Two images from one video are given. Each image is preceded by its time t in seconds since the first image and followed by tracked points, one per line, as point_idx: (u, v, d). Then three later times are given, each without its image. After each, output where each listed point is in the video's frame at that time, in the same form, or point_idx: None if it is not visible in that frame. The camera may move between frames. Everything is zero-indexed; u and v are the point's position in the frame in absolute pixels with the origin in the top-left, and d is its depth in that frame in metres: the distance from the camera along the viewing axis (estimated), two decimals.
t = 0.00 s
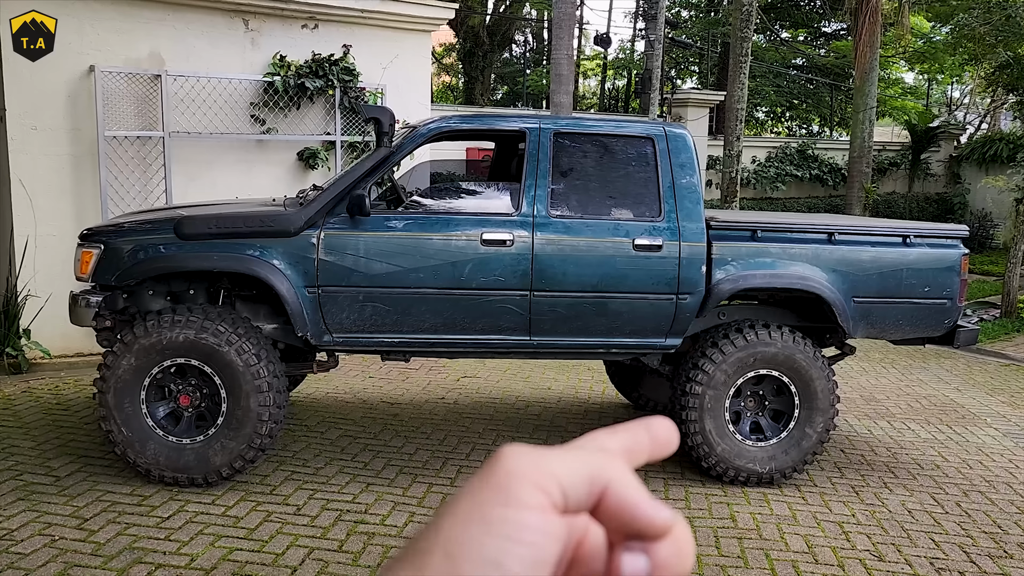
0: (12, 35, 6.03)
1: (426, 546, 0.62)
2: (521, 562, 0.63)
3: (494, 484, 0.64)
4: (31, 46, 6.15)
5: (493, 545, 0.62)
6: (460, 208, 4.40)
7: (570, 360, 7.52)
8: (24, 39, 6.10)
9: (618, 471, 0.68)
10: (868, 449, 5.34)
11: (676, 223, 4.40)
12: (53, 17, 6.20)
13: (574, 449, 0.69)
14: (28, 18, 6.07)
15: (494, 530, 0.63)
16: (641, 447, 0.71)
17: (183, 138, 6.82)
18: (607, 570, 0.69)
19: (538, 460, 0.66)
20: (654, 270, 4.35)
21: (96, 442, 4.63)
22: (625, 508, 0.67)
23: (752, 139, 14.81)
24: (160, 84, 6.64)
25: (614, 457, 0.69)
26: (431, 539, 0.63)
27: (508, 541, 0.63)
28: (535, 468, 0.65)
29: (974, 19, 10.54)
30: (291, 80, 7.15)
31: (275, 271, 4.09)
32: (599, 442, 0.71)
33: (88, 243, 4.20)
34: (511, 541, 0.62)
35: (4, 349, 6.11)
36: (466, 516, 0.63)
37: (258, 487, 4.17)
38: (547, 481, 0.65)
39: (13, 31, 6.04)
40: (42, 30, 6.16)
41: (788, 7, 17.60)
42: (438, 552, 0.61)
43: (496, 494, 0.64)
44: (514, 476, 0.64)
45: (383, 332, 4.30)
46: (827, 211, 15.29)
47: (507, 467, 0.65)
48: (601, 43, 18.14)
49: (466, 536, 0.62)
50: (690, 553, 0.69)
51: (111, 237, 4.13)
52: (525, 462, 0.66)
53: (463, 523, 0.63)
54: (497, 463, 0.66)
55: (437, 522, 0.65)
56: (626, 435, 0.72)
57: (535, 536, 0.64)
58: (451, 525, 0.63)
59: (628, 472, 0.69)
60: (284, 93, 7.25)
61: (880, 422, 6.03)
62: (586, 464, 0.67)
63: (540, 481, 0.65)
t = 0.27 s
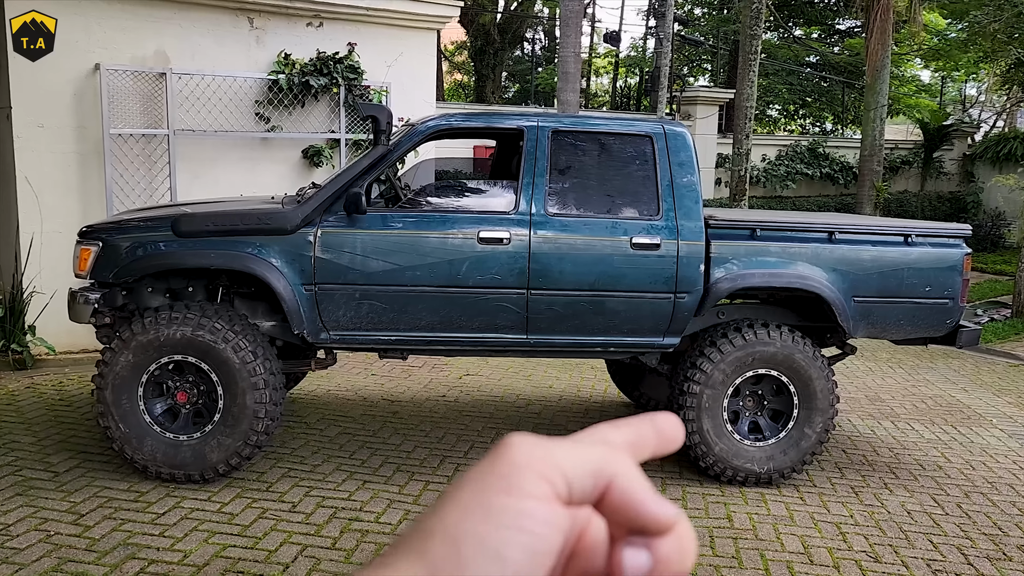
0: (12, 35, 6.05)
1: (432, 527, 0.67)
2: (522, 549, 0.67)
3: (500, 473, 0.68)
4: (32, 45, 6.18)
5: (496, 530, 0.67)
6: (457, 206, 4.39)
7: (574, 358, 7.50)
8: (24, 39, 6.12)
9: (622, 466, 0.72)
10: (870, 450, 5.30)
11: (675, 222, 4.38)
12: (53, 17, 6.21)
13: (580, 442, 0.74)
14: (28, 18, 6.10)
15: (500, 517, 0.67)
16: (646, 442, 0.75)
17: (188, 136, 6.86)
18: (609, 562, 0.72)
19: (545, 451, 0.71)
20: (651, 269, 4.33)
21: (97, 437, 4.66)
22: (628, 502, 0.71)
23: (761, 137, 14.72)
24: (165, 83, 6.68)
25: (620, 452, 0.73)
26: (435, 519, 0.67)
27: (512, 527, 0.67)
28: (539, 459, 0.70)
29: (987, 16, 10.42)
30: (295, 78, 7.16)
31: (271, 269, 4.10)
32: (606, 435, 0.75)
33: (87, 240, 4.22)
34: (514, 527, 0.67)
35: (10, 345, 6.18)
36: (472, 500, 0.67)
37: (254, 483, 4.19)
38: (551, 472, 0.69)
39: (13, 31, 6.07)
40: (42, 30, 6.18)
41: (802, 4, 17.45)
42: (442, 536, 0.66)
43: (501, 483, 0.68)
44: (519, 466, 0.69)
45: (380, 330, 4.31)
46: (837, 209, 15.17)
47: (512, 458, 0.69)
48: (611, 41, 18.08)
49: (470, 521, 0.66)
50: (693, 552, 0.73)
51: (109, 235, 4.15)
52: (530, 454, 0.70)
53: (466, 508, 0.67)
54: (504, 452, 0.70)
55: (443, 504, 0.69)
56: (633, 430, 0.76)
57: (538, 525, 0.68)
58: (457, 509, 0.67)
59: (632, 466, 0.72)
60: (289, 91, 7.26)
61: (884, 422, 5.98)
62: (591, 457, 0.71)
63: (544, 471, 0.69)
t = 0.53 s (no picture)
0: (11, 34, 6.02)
1: (495, 501, 0.74)
2: (580, 527, 0.74)
3: (560, 457, 0.75)
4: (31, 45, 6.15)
5: (557, 508, 0.73)
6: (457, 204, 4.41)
7: (580, 358, 7.49)
8: (24, 39, 6.09)
9: (676, 450, 0.77)
10: (874, 451, 5.25)
11: (674, 221, 4.37)
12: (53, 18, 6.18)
13: (634, 426, 0.79)
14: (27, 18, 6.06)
15: (560, 497, 0.73)
16: (690, 425, 0.81)
17: (197, 135, 6.93)
18: (657, 547, 0.77)
19: (603, 436, 0.77)
20: (650, 267, 4.32)
21: (102, 431, 4.73)
22: (681, 487, 0.76)
23: (776, 136, 14.61)
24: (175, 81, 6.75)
25: (674, 439, 0.78)
26: (499, 495, 0.74)
27: (570, 507, 0.73)
28: (596, 441, 0.76)
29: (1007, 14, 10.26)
30: (304, 77, 7.19)
31: (271, 266, 4.14)
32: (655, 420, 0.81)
33: (91, 237, 4.28)
34: (574, 505, 0.73)
35: (21, 340, 6.29)
36: (533, 482, 0.74)
37: (254, 478, 4.23)
38: (608, 456, 0.75)
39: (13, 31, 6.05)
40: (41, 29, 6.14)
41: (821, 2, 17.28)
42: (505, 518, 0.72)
43: (561, 466, 0.74)
44: (578, 448, 0.75)
45: (378, 327, 4.33)
46: (853, 209, 15.02)
47: (571, 440, 0.76)
48: (627, 40, 18.00)
49: (531, 501, 0.73)
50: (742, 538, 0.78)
51: (113, 231, 4.21)
52: (588, 437, 0.76)
53: (529, 486, 0.74)
54: (563, 435, 0.77)
55: (506, 479, 0.76)
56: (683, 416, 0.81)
57: (595, 506, 0.75)
58: (519, 489, 0.74)
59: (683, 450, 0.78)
60: (298, 90, 7.32)
61: (891, 423, 5.92)
62: (646, 443, 0.77)
63: (601, 456, 0.75)
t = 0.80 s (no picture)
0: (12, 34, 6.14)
1: (544, 506, 0.61)
2: (638, 538, 0.62)
3: (621, 454, 0.62)
4: (32, 45, 6.23)
5: (613, 515, 0.61)
6: (460, 203, 4.44)
7: (589, 357, 7.50)
8: (24, 39, 6.19)
9: (738, 451, 0.66)
10: (881, 453, 5.21)
11: (677, 221, 4.37)
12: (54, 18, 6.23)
13: (691, 419, 0.66)
14: (27, 19, 6.14)
15: (619, 504, 0.61)
16: (748, 421, 0.68)
17: (210, 134, 7.02)
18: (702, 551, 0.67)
19: (665, 432, 0.63)
20: (652, 267, 4.33)
21: (112, 425, 4.81)
22: (740, 492, 0.65)
23: (792, 137, 14.54)
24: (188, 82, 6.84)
25: (736, 436, 0.66)
26: (550, 500, 0.61)
27: (628, 513, 0.61)
28: (660, 438, 0.63)
29: None
30: (315, 78, 7.28)
31: (276, 263, 4.19)
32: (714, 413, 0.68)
33: (100, 234, 4.35)
34: (631, 513, 0.61)
35: (36, 336, 6.37)
36: (592, 483, 0.61)
37: (258, 473, 4.29)
38: (671, 455, 0.63)
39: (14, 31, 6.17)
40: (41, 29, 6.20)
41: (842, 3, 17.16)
42: (559, 522, 0.60)
43: (621, 465, 0.62)
44: (639, 447, 0.62)
45: (382, 325, 4.37)
46: (871, 211, 14.90)
47: (630, 435, 0.63)
48: (643, 41, 17.98)
49: (589, 506, 0.60)
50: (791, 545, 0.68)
51: (122, 228, 4.28)
52: (649, 431, 0.63)
53: (582, 489, 0.61)
54: (621, 428, 0.63)
55: (554, 482, 0.62)
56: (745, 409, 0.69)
57: (653, 511, 0.62)
58: (575, 490, 0.61)
59: (743, 451, 0.66)
60: (310, 90, 7.40)
61: (899, 426, 5.87)
62: (709, 440, 0.64)
63: (665, 455, 0.63)
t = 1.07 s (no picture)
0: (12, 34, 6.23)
1: (454, 524, 0.61)
2: (545, 555, 0.62)
3: (531, 473, 0.62)
4: (32, 45, 6.32)
5: (520, 533, 0.61)
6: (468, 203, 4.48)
7: (600, 357, 7.51)
8: (24, 38, 6.28)
9: (654, 471, 0.65)
10: (891, 454, 5.19)
11: (683, 221, 4.39)
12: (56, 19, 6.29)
13: (607, 439, 0.66)
14: (27, 19, 6.21)
15: (526, 524, 0.61)
16: (668, 438, 0.69)
17: (225, 135, 7.11)
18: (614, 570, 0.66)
19: (580, 452, 0.63)
20: (659, 266, 4.34)
21: (126, 421, 4.89)
22: (653, 511, 0.64)
23: (808, 138, 14.46)
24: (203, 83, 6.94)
25: (654, 455, 0.66)
26: (462, 517, 0.61)
27: (536, 532, 0.61)
28: (572, 457, 0.63)
29: None
30: (329, 79, 7.35)
31: (286, 262, 4.25)
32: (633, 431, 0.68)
33: (115, 233, 4.44)
34: (539, 530, 0.61)
35: (54, 333, 6.49)
36: (501, 501, 0.61)
37: (268, 469, 4.35)
38: (583, 474, 0.63)
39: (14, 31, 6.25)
40: (41, 29, 6.28)
41: (861, 2, 17.02)
42: (467, 540, 0.60)
43: (531, 485, 0.62)
44: (553, 465, 0.62)
45: (390, 323, 4.42)
46: (888, 212, 14.79)
47: (543, 454, 0.63)
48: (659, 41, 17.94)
49: (499, 524, 0.61)
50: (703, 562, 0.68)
51: (135, 227, 4.36)
52: (563, 451, 0.63)
53: (490, 506, 0.61)
54: (536, 448, 0.63)
55: (466, 499, 0.62)
56: (665, 429, 0.68)
57: (562, 531, 0.62)
58: (484, 508, 0.61)
59: (660, 472, 0.66)
60: (323, 91, 7.46)
61: (911, 427, 5.84)
62: (623, 460, 0.64)
63: (576, 474, 0.62)
